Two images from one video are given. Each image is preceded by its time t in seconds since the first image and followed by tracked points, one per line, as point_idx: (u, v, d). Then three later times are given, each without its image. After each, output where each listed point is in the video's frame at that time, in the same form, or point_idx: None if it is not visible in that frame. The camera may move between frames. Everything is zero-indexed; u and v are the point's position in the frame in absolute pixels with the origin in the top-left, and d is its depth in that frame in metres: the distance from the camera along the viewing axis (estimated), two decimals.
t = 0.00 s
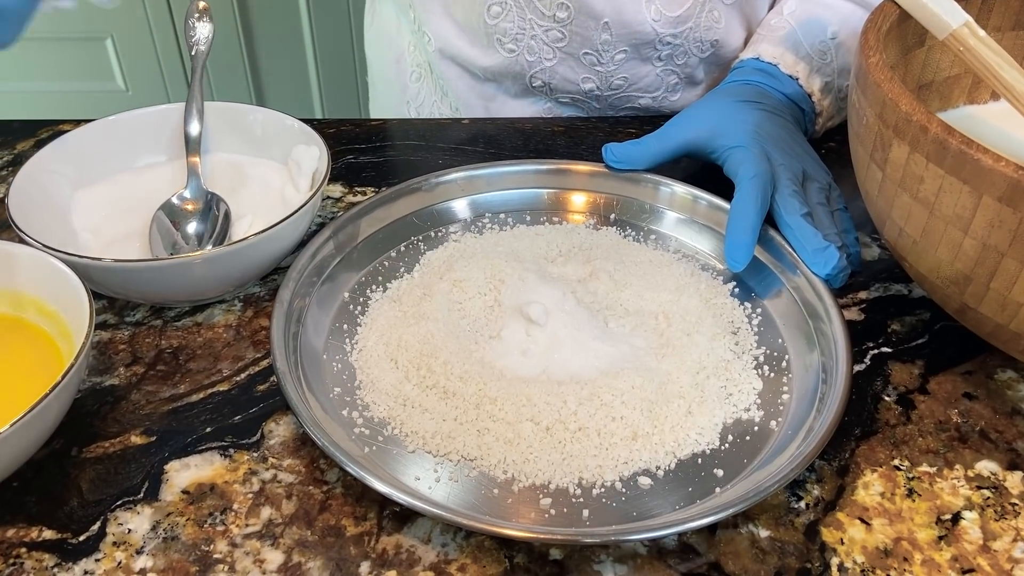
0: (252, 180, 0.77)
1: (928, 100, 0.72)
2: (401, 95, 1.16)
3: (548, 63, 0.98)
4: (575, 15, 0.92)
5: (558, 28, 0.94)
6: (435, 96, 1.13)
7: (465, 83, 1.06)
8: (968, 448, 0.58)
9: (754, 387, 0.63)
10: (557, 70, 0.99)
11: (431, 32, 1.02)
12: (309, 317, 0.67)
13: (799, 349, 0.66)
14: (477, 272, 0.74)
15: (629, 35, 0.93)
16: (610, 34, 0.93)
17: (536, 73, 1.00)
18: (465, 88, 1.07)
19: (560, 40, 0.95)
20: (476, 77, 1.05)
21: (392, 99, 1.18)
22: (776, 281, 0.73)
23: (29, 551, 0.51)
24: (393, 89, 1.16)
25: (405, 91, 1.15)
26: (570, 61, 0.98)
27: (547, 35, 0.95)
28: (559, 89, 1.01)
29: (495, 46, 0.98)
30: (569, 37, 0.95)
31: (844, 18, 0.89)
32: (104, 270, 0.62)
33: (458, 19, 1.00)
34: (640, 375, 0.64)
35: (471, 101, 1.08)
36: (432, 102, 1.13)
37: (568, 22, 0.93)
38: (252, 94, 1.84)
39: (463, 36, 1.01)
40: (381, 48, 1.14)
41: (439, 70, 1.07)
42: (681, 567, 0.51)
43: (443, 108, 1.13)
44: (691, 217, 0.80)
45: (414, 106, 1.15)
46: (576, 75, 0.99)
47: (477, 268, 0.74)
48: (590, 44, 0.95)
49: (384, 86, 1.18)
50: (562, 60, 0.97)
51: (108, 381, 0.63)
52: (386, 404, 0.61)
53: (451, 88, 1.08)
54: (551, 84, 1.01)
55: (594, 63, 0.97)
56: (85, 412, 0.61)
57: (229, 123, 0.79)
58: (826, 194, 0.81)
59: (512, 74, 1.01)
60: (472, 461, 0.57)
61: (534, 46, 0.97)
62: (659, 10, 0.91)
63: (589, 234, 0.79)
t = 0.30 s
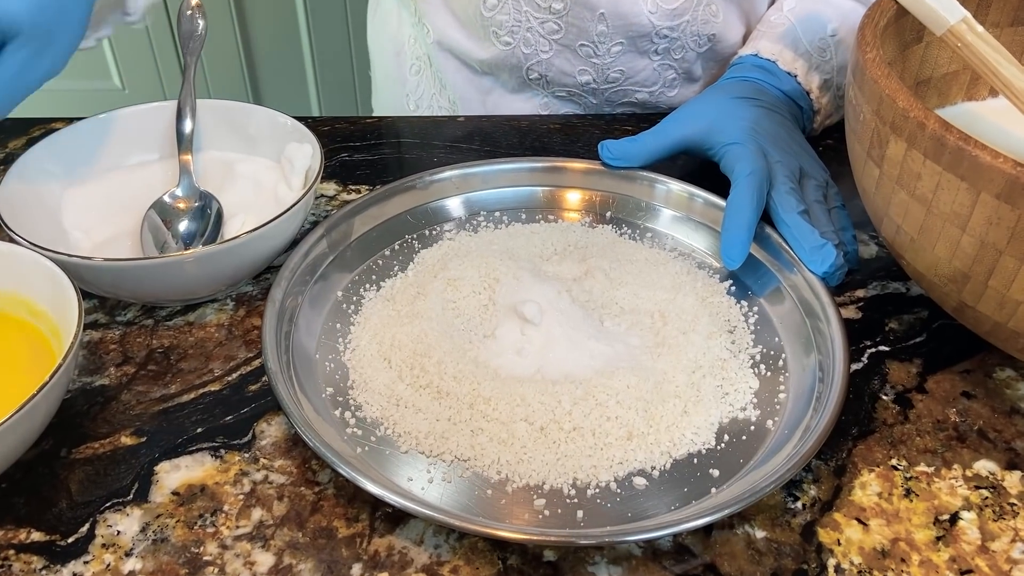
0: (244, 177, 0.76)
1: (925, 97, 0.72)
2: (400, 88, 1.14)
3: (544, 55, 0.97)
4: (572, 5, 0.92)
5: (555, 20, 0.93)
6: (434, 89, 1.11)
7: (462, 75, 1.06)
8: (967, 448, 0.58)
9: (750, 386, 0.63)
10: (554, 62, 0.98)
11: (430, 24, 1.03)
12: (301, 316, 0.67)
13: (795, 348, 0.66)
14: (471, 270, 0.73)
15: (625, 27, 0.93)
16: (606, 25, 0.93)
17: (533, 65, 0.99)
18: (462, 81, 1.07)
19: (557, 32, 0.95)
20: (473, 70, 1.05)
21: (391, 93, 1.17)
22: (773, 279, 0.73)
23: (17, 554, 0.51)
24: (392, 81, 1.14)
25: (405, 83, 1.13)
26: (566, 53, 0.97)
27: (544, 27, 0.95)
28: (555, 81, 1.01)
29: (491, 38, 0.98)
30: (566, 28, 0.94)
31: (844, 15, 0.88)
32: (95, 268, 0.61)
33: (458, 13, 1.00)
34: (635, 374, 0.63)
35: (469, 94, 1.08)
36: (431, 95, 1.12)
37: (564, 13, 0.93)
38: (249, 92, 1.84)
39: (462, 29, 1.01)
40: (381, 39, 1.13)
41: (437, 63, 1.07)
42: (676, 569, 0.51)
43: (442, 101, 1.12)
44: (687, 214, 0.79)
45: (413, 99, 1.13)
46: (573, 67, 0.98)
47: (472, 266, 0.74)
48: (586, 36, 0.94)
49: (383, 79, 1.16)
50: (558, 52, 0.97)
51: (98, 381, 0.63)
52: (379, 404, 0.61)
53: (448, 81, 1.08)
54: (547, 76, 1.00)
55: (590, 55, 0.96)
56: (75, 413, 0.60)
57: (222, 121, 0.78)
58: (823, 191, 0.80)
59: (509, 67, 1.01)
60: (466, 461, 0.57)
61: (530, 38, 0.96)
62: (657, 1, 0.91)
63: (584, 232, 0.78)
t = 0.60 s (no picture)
0: (236, 175, 0.76)
1: (923, 93, 0.71)
2: (395, 85, 1.13)
3: (541, 49, 0.97)
4: None
5: (552, 13, 0.93)
6: (429, 86, 1.10)
7: (458, 72, 1.05)
8: (964, 446, 0.57)
9: (746, 384, 0.62)
10: (550, 57, 0.97)
11: (427, 19, 1.02)
12: (292, 314, 0.66)
13: (792, 345, 0.65)
14: (465, 268, 0.73)
15: (622, 21, 0.92)
16: (604, 19, 0.92)
17: (529, 60, 0.98)
18: (458, 77, 1.06)
19: (553, 26, 0.94)
20: (469, 66, 1.04)
21: (387, 90, 1.16)
22: (769, 276, 0.72)
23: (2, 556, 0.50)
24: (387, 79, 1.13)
25: (400, 80, 1.12)
26: (563, 48, 0.96)
27: (540, 21, 0.94)
28: (551, 76, 1.00)
29: (486, 33, 0.97)
30: (563, 22, 0.93)
31: (843, 9, 0.87)
32: (83, 267, 0.61)
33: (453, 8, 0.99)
34: (630, 372, 0.62)
35: (465, 90, 1.07)
36: (426, 91, 1.11)
37: (561, 7, 0.92)
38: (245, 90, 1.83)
39: (457, 25, 1.00)
40: (376, 36, 1.12)
41: (434, 59, 1.06)
42: (670, 569, 0.50)
43: (437, 98, 1.11)
44: (683, 211, 0.79)
45: (408, 96, 1.13)
46: (569, 62, 0.97)
47: (465, 264, 0.73)
48: (583, 30, 0.93)
49: (379, 77, 1.15)
50: (555, 47, 0.96)
51: (87, 380, 0.62)
52: (370, 403, 0.60)
53: (445, 77, 1.07)
54: (544, 72, 0.99)
55: (587, 49, 0.95)
56: (63, 412, 0.59)
57: (212, 118, 0.78)
58: (821, 187, 0.80)
59: (504, 62, 1.00)
60: (458, 461, 0.56)
61: (527, 32, 0.95)
62: None
63: (579, 229, 0.78)
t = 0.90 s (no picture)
0: (227, 171, 0.75)
1: (919, 87, 0.70)
2: (388, 81, 1.13)
3: (535, 44, 0.96)
4: None
5: (545, 7, 0.92)
6: (422, 82, 1.10)
7: (452, 66, 1.05)
8: (962, 444, 0.57)
9: (741, 381, 0.62)
10: (544, 52, 0.97)
11: (420, 13, 1.01)
12: (283, 312, 0.65)
13: (787, 342, 0.64)
14: (458, 265, 0.72)
15: (617, 15, 0.91)
16: (598, 13, 0.91)
17: (523, 55, 0.98)
18: (452, 72, 1.05)
19: (547, 20, 0.93)
20: (463, 61, 1.04)
21: (380, 87, 1.15)
22: (765, 272, 0.71)
23: None
24: (380, 75, 1.12)
25: (393, 77, 1.11)
26: (557, 43, 0.95)
27: (534, 16, 0.93)
28: (546, 72, 0.99)
29: (480, 28, 0.97)
30: (557, 17, 0.92)
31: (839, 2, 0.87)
32: (71, 264, 0.60)
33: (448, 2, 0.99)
34: (624, 370, 0.62)
35: (459, 86, 1.06)
36: (419, 87, 1.10)
37: (555, 1, 0.91)
38: (241, 86, 1.82)
39: (452, 19, 1.00)
40: (368, 32, 1.11)
41: (427, 53, 1.05)
42: (664, 569, 0.49)
43: (431, 93, 1.10)
44: (677, 207, 0.78)
45: (401, 92, 1.12)
46: (564, 57, 0.97)
47: (458, 261, 0.73)
48: (577, 24, 0.93)
49: (371, 73, 1.14)
50: (549, 42, 0.95)
51: (75, 379, 0.61)
52: (361, 401, 0.59)
53: (439, 72, 1.06)
54: (538, 67, 0.99)
55: (581, 44, 0.94)
56: (50, 412, 0.59)
57: (202, 113, 0.77)
58: (817, 182, 0.79)
59: (499, 58, 0.99)
60: (450, 460, 0.55)
61: (520, 27, 0.95)
62: None
63: (573, 226, 0.77)
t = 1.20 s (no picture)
0: (219, 168, 0.74)
1: (918, 81, 0.70)
2: (382, 78, 1.12)
3: (531, 39, 0.95)
4: None
5: (541, 2, 0.91)
6: (417, 78, 1.09)
7: (448, 62, 1.04)
8: (961, 441, 0.56)
9: (739, 378, 0.61)
10: (540, 47, 0.96)
11: (415, 8, 1.00)
12: (276, 309, 0.64)
13: (785, 339, 0.64)
14: (453, 262, 0.72)
15: (613, 9, 0.90)
16: (594, 7, 0.90)
17: (519, 50, 0.97)
18: (447, 68, 1.05)
19: (543, 15, 0.92)
20: (459, 57, 1.03)
21: (375, 83, 1.14)
22: (763, 268, 0.71)
23: None
24: (376, 72, 1.12)
25: (388, 73, 1.10)
26: (553, 37, 0.95)
27: (529, 10, 0.92)
28: (542, 67, 0.98)
29: (475, 22, 0.96)
30: (552, 11, 0.92)
31: None
32: (62, 261, 0.59)
33: None
34: (621, 367, 0.61)
35: (455, 82, 1.05)
36: (414, 83, 1.09)
37: None
38: (237, 83, 1.81)
39: (447, 14, 0.99)
40: (363, 28, 1.11)
41: (422, 49, 1.05)
42: (661, 568, 0.49)
43: (426, 90, 1.09)
44: (674, 202, 0.77)
45: (396, 88, 1.11)
46: (560, 52, 0.96)
47: (453, 258, 0.72)
48: (573, 18, 0.92)
49: (367, 70, 1.14)
50: (545, 36, 0.95)
51: (65, 378, 0.61)
52: (355, 399, 0.59)
53: (434, 68, 1.05)
54: (534, 62, 0.98)
55: (578, 38, 0.94)
56: (40, 411, 0.58)
57: (196, 109, 0.76)
58: (815, 177, 0.78)
59: (495, 53, 0.99)
60: (445, 458, 0.55)
61: (516, 21, 0.94)
62: None
63: (570, 222, 0.77)
